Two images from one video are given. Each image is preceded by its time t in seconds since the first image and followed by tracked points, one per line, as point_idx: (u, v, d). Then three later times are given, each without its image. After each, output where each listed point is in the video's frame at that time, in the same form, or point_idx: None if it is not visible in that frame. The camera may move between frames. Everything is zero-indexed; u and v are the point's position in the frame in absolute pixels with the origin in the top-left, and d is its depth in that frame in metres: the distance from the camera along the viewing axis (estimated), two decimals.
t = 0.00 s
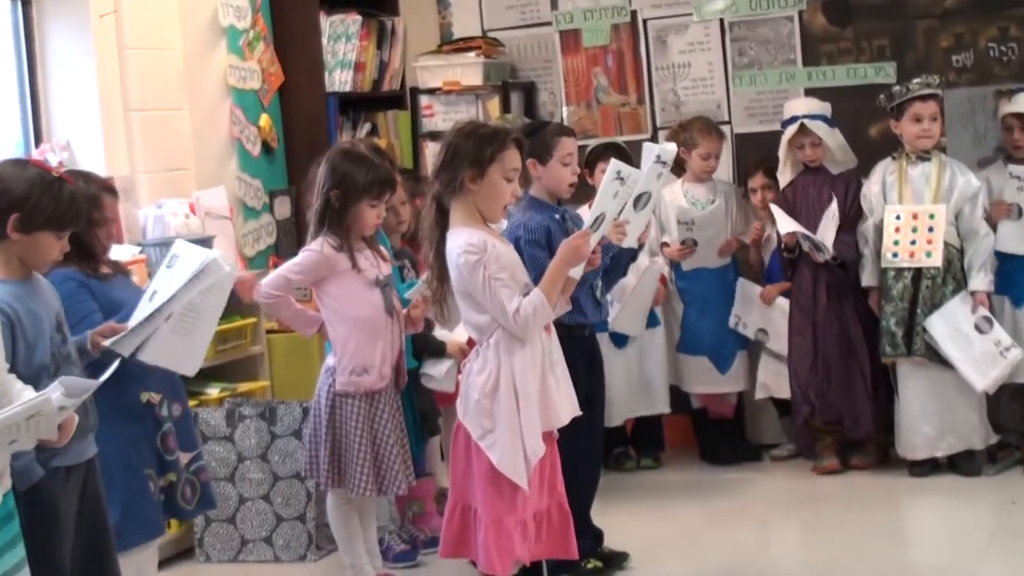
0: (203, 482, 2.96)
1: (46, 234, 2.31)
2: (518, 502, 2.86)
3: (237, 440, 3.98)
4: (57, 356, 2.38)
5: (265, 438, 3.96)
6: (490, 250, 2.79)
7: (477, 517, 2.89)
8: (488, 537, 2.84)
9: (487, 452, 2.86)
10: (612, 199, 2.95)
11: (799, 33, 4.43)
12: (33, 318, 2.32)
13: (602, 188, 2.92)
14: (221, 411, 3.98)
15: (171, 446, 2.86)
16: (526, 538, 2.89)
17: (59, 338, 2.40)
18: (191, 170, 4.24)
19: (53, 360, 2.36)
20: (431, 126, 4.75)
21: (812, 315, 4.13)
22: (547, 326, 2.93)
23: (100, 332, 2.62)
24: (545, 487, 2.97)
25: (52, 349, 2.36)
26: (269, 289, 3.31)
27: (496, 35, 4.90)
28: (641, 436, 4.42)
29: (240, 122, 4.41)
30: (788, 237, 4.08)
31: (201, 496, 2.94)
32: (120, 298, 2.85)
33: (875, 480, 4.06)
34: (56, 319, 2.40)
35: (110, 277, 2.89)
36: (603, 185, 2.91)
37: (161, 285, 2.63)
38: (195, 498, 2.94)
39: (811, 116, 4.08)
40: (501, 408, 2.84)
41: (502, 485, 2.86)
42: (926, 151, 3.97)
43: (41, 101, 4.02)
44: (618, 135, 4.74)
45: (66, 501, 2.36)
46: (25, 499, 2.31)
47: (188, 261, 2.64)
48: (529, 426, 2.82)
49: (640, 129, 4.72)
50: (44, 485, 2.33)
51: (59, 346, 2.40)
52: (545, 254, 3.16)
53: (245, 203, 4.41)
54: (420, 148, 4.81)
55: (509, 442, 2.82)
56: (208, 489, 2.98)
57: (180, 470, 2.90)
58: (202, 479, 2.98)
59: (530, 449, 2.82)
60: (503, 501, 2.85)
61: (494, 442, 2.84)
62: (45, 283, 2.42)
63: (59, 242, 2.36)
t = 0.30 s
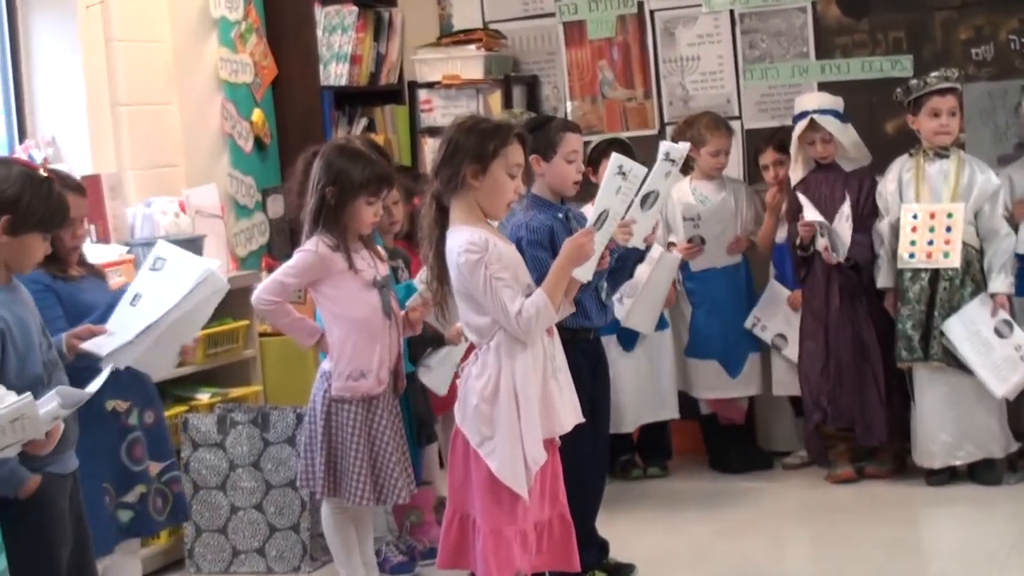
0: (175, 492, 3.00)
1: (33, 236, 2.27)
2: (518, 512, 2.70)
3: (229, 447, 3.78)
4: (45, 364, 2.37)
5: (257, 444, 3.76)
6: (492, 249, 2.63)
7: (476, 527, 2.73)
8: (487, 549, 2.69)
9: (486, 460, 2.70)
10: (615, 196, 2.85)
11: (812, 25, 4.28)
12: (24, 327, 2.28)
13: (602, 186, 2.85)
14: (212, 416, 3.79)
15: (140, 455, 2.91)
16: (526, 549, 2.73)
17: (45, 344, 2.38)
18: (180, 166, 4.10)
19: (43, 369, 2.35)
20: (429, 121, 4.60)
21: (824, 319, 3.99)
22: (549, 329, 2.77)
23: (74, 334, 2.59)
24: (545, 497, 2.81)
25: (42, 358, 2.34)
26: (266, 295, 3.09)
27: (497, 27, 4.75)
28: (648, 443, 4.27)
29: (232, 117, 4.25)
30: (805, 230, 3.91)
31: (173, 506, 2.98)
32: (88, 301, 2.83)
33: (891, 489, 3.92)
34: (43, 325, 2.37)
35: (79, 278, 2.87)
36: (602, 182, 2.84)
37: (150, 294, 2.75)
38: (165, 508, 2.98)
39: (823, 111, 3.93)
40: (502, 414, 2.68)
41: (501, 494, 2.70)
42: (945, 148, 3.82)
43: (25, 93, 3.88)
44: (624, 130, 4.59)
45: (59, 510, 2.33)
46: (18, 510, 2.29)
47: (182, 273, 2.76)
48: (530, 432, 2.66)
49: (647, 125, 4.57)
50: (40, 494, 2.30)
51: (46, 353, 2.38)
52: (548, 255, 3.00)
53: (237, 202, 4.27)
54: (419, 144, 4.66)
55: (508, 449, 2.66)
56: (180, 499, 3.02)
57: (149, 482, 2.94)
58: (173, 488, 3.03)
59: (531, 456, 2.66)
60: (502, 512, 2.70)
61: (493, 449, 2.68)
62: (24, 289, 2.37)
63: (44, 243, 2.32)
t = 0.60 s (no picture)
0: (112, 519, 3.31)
1: (13, 232, 2.16)
2: (522, 522, 2.54)
3: (221, 455, 3.54)
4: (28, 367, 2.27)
5: (249, 452, 3.52)
6: (494, 250, 2.48)
7: (477, 537, 2.57)
8: (488, 559, 2.53)
9: (489, 467, 2.53)
10: (620, 191, 2.66)
11: (825, 16, 4.16)
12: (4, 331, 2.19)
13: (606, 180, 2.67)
14: (203, 422, 3.55)
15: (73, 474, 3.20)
16: (528, 560, 2.56)
17: (28, 345, 2.29)
18: (170, 163, 3.95)
19: (25, 372, 2.25)
20: (427, 116, 4.44)
21: (838, 322, 3.85)
22: (554, 331, 2.61)
23: (59, 336, 2.38)
24: (551, 506, 2.62)
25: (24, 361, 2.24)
26: (263, 301, 2.89)
27: (498, 18, 4.60)
28: (656, 452, 4.12)
29: (224, 112, 4.10)
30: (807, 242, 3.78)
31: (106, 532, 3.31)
32: (35, 307, 2.80)
33: (908, 499, 3.78)
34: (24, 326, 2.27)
35: (27, 283, 2.82)
36: (606, 177, 2.66)
37: (137, 293, 2.47)
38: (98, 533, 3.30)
39: (840, 104, 3.77)
40: (506, 421, 2.51)
41: (504, 503, 2.54)
42: (965, 143, 3.69)
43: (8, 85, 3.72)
44: (630, 125, 4.45)
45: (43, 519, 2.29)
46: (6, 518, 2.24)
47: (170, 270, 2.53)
48: (534, 439, 2.49)
49: (654, 120, 4.43)
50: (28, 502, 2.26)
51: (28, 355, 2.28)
52: (553, 255, 2.87)
53: (229, 199, 4.12)
54: (417, 139, 4.52)
55: (512, 455, 2.49)
56: (113, 527, 3.33)
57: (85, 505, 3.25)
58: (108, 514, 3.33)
59: (537, 465, 2.50)
60: (505, 520, 2.54)
61: (497, 457, 2.51)
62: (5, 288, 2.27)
63: (27, 241, 2.21)
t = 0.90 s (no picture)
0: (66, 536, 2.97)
1: None
2: (527, 531, 2.39)
3: (212, 462, 3.33)
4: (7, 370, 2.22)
5: (241, 459, 3.32)
6: (495, 250, 2.34)
7: (483, 548, 2.43)
8: (491, 568, 2.39)
9: (493, 475, 2.38)
10: (614, 184, 2.51)
11: (841, 6, 4.05)
12: None
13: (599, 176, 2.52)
14: (193, 428, 3.35)
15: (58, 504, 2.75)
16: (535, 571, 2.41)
17: (12, 349, 2.24)
18: (157, 159, 3.80)
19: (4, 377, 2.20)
20: (426, 110, 4.31)
21: (851, 325, 3.71)
22: (557, 333, 2.46)
23: (55, 340, 2.55)
24: (554, 514, 2.47)
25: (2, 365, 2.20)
26: (309, 308, 2.66)
27: (499, 8, 4.45)
28: (663, 457, 3.98)
29: (213, 106, 3.98)
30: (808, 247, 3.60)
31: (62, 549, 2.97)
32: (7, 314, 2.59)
33: (924, 507, 3.65)
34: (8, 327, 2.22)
35: None
36: (599, 172, 2.51)
37: (137, 300, 2.95)
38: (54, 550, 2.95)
39: (859, 89, 3.65)
40: (510, 427, 2.36)
41: (509, 511, 2.39)
42: (984, 140, 3.56)
43: None
44: (636, 120, 4.33)
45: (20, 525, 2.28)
46: None
47: (174, 279, 2.98)
48: (541, 445, 2.35)
49: (662, 114, 4.31)
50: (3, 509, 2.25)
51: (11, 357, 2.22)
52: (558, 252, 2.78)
53: (219, 196, 3.98)
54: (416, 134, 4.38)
55: (517, 463, 2.35)
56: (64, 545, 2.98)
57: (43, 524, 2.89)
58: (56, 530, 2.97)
59: (543, 472, 2.35)
60: (510, 528, 2.39)
61: (500, 464, 2.37)
62: None
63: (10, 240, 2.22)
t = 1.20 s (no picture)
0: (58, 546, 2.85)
1: None
2: (530, 538, 2.26)
3: (203, 467, 3.16)
4: None
5: (234, 464, 3.14)
6: (502, 249, 2.21)
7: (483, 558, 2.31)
8: None
9: (495, 481, 2.26)
10: (621, 177, 2.38)
11: None
12: None
13: (603, 169, 2.39)
14: (184, 432, 3.17)
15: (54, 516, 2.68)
16: None
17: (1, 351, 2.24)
18: (149, 154, 3.69)
19: None
20: (425, 103, 4.19)
21: (865, 327, 3.60)
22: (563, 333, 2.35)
23: (50, 346, 2.47)
24: (557, 521, 2.35)
25: None
26: (309, 313, 2.54)
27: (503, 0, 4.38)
28: (670, 462, 3.87)
29: (205, 99, 3.85)
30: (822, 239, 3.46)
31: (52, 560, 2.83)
32: None
33: (941, 514, 3.54)
34: None
35: None
36: (603, 165, 2.38)
37: (132, 303, 2.79)
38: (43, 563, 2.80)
39: (877, 80, 3.54)
40: (515, 431, 2.24)
41: (510, 517, 2.27)
42: (1002, 134, 3.45)
43: None
44: (643, 113, 4.24)
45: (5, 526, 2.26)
46: None
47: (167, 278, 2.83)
48: (547, 451, 2.23)
49: (669, 109, 4.22)
50: None
51: None
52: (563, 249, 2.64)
53: (211, 193, 3.87)
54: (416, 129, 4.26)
55: (521, 468, 2.22)
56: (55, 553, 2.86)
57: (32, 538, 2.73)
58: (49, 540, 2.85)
59: (548, 479, 2.23)
60: (512, 536, 2.26)
61: (503, 470, 2.25)
62: None
63: None
